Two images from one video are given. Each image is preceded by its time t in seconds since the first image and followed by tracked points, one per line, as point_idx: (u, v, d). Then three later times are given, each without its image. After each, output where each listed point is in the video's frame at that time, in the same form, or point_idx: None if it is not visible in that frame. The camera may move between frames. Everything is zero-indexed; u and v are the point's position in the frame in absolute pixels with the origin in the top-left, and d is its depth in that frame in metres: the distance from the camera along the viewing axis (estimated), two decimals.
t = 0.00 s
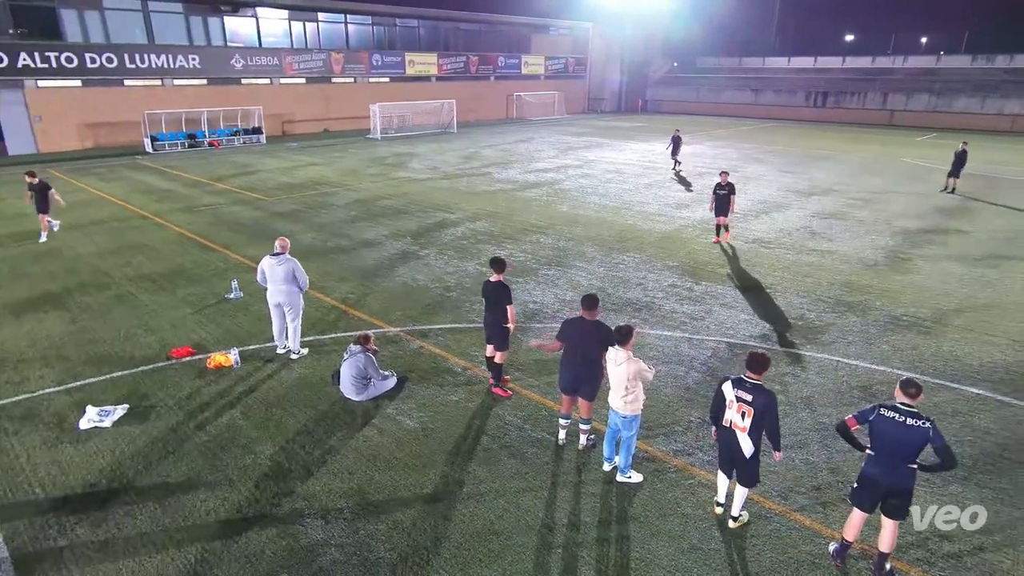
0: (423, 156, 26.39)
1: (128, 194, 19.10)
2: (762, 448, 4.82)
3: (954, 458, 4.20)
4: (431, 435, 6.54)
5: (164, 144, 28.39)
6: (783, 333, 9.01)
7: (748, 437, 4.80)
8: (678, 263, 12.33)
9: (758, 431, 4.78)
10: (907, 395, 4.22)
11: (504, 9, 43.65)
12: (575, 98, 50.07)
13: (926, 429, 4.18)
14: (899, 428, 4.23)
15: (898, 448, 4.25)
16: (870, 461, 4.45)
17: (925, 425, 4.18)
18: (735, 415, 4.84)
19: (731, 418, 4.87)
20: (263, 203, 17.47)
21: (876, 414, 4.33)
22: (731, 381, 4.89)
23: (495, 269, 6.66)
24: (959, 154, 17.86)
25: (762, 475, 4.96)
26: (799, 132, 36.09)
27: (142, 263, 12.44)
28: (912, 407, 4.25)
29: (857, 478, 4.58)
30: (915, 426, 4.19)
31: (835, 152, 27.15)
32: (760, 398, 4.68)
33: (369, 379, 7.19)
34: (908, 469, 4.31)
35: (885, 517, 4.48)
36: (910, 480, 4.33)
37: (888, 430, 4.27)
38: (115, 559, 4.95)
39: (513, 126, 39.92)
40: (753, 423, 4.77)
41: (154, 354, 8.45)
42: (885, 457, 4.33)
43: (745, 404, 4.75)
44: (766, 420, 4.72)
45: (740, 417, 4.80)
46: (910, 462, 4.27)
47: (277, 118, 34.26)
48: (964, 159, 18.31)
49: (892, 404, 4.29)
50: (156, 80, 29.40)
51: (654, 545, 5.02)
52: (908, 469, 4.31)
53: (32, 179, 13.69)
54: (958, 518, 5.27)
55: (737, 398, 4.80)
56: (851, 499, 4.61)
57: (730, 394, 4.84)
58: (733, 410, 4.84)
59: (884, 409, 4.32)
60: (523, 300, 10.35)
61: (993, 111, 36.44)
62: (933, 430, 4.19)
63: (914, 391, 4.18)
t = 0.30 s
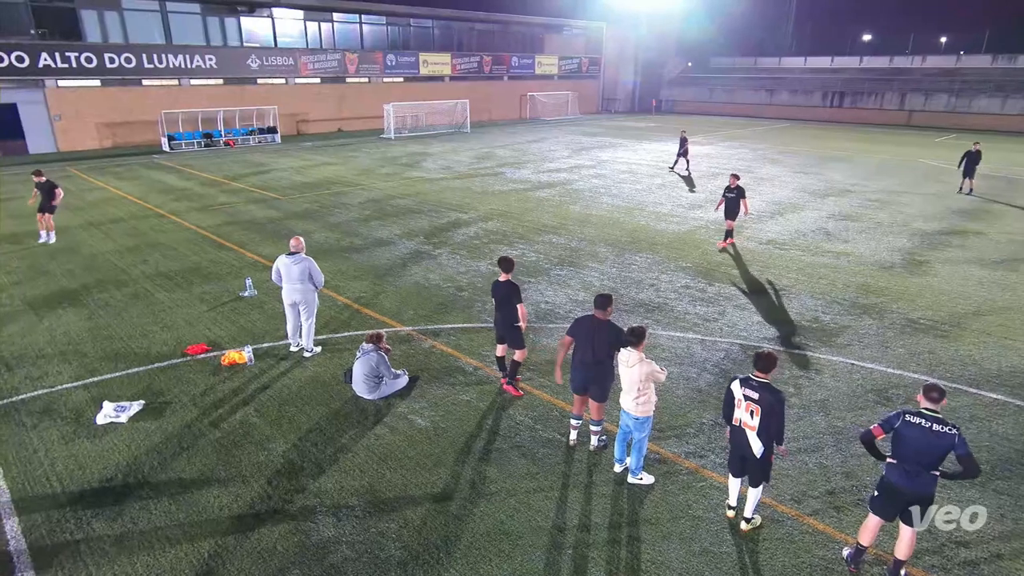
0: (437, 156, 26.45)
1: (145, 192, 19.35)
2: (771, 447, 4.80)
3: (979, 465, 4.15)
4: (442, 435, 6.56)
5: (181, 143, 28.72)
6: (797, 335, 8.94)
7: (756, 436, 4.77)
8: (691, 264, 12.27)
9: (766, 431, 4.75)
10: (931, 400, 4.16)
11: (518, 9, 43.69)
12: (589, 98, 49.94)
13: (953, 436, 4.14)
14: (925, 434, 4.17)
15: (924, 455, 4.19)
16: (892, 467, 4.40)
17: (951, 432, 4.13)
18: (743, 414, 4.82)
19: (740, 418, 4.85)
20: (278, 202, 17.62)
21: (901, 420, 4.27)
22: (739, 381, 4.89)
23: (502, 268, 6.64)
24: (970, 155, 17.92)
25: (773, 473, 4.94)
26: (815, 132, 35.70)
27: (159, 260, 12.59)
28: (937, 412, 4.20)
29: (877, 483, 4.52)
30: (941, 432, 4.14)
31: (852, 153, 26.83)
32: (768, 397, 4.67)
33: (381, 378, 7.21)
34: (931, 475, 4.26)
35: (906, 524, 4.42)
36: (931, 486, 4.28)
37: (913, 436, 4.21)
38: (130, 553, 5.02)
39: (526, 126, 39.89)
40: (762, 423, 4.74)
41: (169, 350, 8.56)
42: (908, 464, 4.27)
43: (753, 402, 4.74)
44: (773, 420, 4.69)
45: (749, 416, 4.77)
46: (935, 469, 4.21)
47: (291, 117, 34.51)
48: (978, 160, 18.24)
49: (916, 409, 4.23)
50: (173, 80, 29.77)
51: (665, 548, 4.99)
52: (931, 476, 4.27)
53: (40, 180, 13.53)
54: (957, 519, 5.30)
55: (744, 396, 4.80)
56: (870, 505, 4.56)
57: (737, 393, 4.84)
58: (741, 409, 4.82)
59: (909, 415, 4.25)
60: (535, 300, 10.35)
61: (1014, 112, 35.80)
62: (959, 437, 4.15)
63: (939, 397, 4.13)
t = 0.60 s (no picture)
0: (438, 156, 26.47)
1: (147, 192, 19.38)
2: (770, 446, 4.79)
3: (986, 467, 4.14)
4: (443, 434, 6.56)
5: (183, 143, 28.77)
6: (799, 335, 8.94)
7: (754, 435, 4.76)
8: (693, 264, 12.27)
9: (764, 430, 4.74)
10: (940, 401, 4.15)
11: (520, 9, 43.72)
12: (590, 98, 49.94)
13: (963, 437, 4.11)
14: (933, 435, 4.16)
15: (930, 456, 4.18)
16: (897, 468, 4.39)
17: (959, 433, 4.12)
18: (741, 412, 4.82)
19: (739, 416, 4.85)
20: (280, 203, 17.64)
21: (909, 420, 4.26)
22: (735, 379, 4.90)
23: (501, 269, 6.65)
24: (969, 156, 18.00)
25: (773, 472, 4.94)
26: (817, 132, 35.66)
27: (160, 260, 12.61)
28: (945, 413, 4.19)
29: (881, 484, 4.51)
30: (950, 433, 4.13)
31: (854, 153, 26.81)
32: (764, 394, 4.67)
33: (383, 378, 7.21)
34: (936, 476, 4.26)
35: (908, 524, 4.42)
36: (936, 486, 4.27)
37: (920, 437, 4.20)
38: (132, 552, 5.03)
39: (527, 125, 39.89)
40: (760, 421, 4.73)
41: (171, 350, 8.58)
42: (913, 464, 4.27)
43: (749, 400, 4.75)
44: (771, 418, 4.68)
45: (746, 414, 4.77)
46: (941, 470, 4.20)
47: (293, 117, 34.55)
48: (977, 161, 18.26)
49: (925, 410, 4.22)
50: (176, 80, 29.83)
51: (666, 548, 4.99)
52: (936, 477, 4.27)
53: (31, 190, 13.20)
54: (958, 519, 5.28)
55: (742, 395, 4.80)
56: (874, 506, 4.55)
57: (734, 392, 4.85)
58: (739, 407, 4.83)
59: (917, 416, 4.24)
60: (537, 300, 10.35)
61: (1017, 112, 35.74)
62: (968, 439, 4.13)
63: (948, 397, 4.11)
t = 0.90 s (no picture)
0: (439, 156, 26.46)
1: (147, 192, 19.37)
2: (770, 444, 4.78)
3: (988, 468, 4.13)
4: (444, 434, 6.56)
5: (183, 143, 28.79)
6: (799, 335, 8.94)
7: (754, 433, 4.77)
8: (693, 264, 12.27)
9: (764, 428, 4.74)
10: (941, 401, 4.16)
11: (520, 9, 43.76)
12: (591, 98, 49.99)
13: (963, 438, 4.11)
14: (934, 435, 4.15)
15: (931, 456, 4.18)
16: (897, 467, 4.39)
17: (960, 433, 4.12)
18: (740, 410, 4.82)
19: (738, 415, 4.84)
20: (280, 203, 17.64)
21: (910, 420, 4.27)
22: (735, 378, 4.90)
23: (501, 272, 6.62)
24: (966, 156, 18.02)
25: (774, 471, 4.94)
26: (817, 132, 35.66)
27: (161, 260, 12.62)
28: (946, 412, 4.20)
29: (883, 483, 4.50)
30: (951, 433, 4.13)
31: (854, 153, 26.81)
32: (764, 393, 4.67)
33: (382, 378, 7.21)
34: (937, 476, 4.25)
35: (909, 524, 4.41)
36: (936, 486, 4.26)
37: (921, 436, 4.20)
38: (132, 552, 5.03)
39: (527, 125, 39.89)
40: (759, 419, 4.73)
41: (171, 350, 8.58)
42: (913, 464, 4.27)
43: (748, 399, 4.75)
44: (771, 416, 4.68)
45: (745, 413, 4.77)
46: (942, 470, 4.20)
47: (293, 117, 34.55)
48: (974, 161, 18.26)
49: (927, 410, 4.23)
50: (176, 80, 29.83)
51: (666, 548, 4.99)
52: (937, 478, 4.26)
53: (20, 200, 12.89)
54: (958, 519, 5.28)
55: (741, 393, 4.80)
56: (874, 506, 4.55)
57: (734, 390, 4.84)
58: (739, 406, 4.83)
59: (918, 416, 4.25)
60: (537, 300, 10.35)
61: (1017, 112, 35.72)
62: (970, 440, 4.12)
63: (949, 398, 4.12)
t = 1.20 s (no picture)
0: (439, 156, 26.44)
1: (148, 192, 19.38)
2: (770, 443, 4.79)
3: (987, 468, 4.14)
4: (444, 434, 6.56)
5: (183, 143, 28.80)
6: (800, 335, 8.94)
7: (755, 432, 4.76)
8: (693, 264, 12.27)
9: (764, 427, 4.74)
10: (942, 401, 4.16)
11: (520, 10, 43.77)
12: (591, 98, 50.03)
13: (963, 437, 4.11)
14: (934, 435, 4.16)
15: (933, 456, 4.18)
16: (898, 467, 4.39)
17: (961, 432, 4.11)
18: (740, 410, 4.82)
19: (738, 414, 4.84)
20: (280, 202, 17.65)
21: (910, 420, 4.27)
22: (734, 377, 4.90)
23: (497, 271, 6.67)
24: (962, 156, 18.04)
25: (774, 471, 4.94)
26: (817, 132, 35.68)
27: (161, 260, 12.63)
28: (946, 412, 4.20)
29: (883, 483, 4.50)
30: (951, 433, 4.13)
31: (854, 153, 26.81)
32: (763, 392, 4.68)
33: (382, 378, 7.22)
34: (938, 476, 4.25)
35: (910, 524, 4.40)
36: (937, 486, 4.26)
37: (921, 437, 4.20)
38: (133, 552, 5.03)
39: (527, 125, 39.89)
40: (759, 419, 4.73)
41: (171, 350, 8.58)
42: (914, 463, 4.27)
43: (748, 398, 4.75)
44: (770, 414, 4.69)
45: (745, 412, 4.78)
46: (942, 470, 4.20)
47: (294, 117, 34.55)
48: (970, 161, 18.29)
49: (927, 410, 4.23)
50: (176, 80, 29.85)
51: (665, 548, 4.99)
52: (937, 477, 4.26)
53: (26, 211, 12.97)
54: (958, 519, 5.29)
55: (740, 393, 4.80)
56: (875, 506, 4.55)
57: (733, 390, 4.84)
58: (738, 405, 4.83)
59: (919, 416, 4.25)
60: (538, 300, 10.35)
61: (1017, 112, 35.72)
62: (969, 439, 4.13)
63: (949, 397, 4.12)
